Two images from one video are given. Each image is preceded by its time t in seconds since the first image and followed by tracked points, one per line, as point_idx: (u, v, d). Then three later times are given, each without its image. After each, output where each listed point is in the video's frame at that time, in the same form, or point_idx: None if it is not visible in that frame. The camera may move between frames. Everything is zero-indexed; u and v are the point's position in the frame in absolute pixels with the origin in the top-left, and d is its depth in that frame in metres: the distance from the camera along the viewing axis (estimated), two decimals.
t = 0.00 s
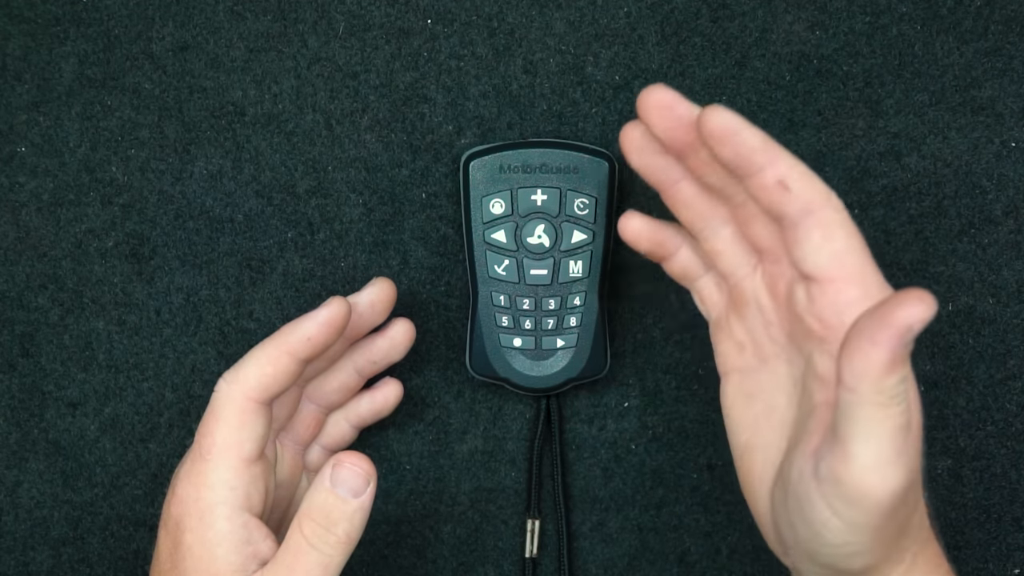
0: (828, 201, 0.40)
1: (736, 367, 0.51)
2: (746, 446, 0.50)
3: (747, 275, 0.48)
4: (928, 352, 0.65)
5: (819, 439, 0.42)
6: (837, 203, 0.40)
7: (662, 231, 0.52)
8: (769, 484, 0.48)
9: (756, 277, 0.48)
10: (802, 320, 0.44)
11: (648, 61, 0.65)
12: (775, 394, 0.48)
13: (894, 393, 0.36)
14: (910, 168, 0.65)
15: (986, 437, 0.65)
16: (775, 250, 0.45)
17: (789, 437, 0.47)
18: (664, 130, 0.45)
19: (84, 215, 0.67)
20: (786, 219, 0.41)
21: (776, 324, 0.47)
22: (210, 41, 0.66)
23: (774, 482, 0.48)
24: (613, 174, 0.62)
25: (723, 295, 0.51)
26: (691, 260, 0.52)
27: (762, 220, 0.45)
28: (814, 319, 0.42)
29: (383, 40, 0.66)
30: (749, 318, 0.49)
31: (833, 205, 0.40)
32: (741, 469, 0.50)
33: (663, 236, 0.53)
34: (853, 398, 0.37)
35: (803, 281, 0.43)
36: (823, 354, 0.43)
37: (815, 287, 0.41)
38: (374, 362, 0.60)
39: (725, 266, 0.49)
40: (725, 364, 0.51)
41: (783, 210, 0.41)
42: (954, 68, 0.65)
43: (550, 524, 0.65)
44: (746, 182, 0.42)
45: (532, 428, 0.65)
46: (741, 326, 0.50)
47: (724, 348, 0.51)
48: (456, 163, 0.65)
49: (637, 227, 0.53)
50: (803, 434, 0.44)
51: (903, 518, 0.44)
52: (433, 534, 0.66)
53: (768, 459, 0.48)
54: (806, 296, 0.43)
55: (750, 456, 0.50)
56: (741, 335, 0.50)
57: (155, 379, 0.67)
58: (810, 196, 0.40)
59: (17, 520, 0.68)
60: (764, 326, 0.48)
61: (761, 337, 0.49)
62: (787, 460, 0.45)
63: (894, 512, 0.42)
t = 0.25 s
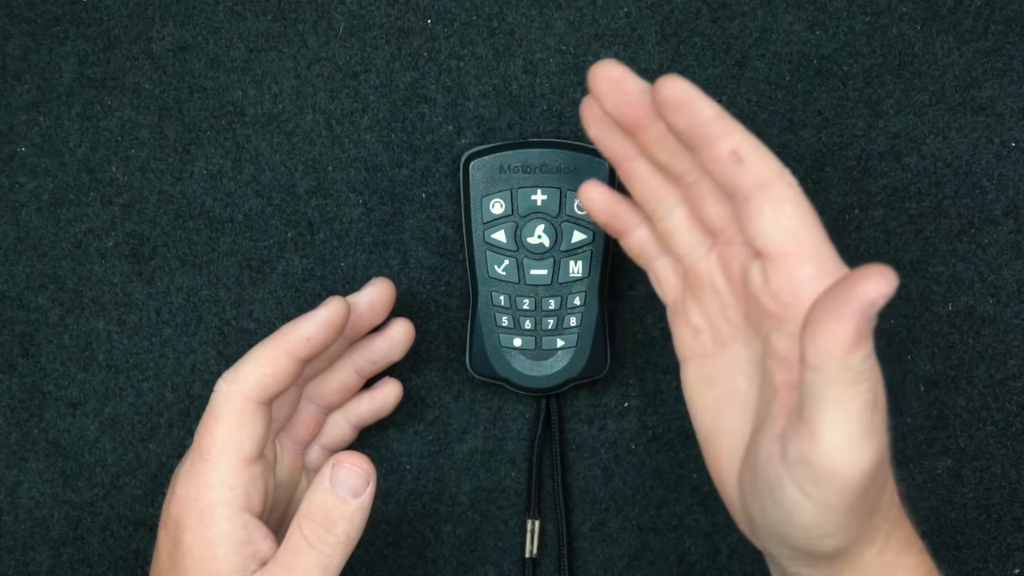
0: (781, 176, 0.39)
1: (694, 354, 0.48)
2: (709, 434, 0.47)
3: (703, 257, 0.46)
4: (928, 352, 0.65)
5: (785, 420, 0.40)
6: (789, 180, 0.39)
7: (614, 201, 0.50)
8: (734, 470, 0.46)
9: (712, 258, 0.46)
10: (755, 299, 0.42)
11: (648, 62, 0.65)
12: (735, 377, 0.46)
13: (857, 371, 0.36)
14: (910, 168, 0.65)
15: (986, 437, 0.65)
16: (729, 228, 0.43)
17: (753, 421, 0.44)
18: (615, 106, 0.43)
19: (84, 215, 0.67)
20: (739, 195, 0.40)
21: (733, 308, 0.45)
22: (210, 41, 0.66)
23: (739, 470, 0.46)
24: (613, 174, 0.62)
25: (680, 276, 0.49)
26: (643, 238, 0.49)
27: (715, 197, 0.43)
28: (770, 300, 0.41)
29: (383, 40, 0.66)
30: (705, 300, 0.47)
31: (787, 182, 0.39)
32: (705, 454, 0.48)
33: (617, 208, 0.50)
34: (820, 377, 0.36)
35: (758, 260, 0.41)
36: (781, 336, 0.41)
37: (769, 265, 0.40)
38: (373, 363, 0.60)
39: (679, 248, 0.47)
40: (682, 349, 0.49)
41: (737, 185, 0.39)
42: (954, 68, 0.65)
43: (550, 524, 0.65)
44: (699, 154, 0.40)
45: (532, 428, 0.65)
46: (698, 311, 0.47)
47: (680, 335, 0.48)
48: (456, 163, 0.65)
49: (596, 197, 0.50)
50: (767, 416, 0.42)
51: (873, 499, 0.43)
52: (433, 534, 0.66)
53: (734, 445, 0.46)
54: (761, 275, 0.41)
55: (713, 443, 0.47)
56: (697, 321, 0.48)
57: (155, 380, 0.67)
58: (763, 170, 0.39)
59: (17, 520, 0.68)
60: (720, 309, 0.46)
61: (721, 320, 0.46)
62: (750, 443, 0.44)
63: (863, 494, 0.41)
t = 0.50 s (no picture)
0: (726, 272, 0.39)
1: (658, 448, 0.49)
2: (676, 523, 0.49)
3: (657, 355, 0.47)
4: (928, 352, 0.65)
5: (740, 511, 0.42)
6: (735, 275, 0.40)
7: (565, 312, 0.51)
8: (703, 561, 0.47)
9: (667, 357, 0.47)
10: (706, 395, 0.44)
11: (648, 62, 0.65)
12: (695, 468, 0.47)
13: (801, 461, 0.37)
14: (910, 168, 0.65)
15: (986, 437, 0.65)
16: (681, 327, 0.44)
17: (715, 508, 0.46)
18: (556, 223, 0.44)
19: (84, 215, 0.67)
20: (687, 296, 0.40)
21: (689, 403, 0.46)
22: (210, 41, 0.66)
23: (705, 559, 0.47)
24: (613, 174, 0.62)
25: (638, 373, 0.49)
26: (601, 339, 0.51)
27: (662, 299, 0.44)
28: (724, 394, 0.41)
29: (383, 40, 0.66)
30: (663, 396, 0.48)
31: (733, 278, 0.39)
32: (675, 542, 0.49)
33: (569, 315, 0.51)
34: (767, 471, 0.38)
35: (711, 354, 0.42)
36: (736, 430, 0.42)
37: (721, 358, 0.40)
38: (371, 362, 0.60)
39: (634, 349, 0.48)
40: (648, 440, 0.50)
41: (683, 288, 0.40)
42: (954, 69, 0.65)
43: (550, 524, 0.65)
44: (645, 261, 0.40)
45: (532, 428, 0.65)
46: (657, 407, 0.48)
47: (643, 431, 0.50)
48: (456, 163, 0.65)
49: (546, 308, 0.51)
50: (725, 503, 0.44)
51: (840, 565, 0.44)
52: (433, 534, 0.66)
53: (699, 534, 0.47)
54: (712, 370, 0.42)
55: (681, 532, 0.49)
56: (657, 416, 0.49)
57: (155, 380, 0.67)
58: (702, 275, 0.39)
59: (17, 520, 0.68)
60: (679, 403, 0.47)
61: (679, 414, 0.47)
62: (714, 531, 0.45)
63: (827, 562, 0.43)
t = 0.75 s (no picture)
0: (886, 236, 0.45)
1: (779, 406, 0.52)
2: (784, 481, 0.51)
3: (800, 314, 0.51)
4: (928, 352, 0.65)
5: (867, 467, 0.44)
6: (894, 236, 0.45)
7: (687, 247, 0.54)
8: (811, 514, 0.49)
9: (809, 316, 0.51)
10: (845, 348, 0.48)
11: (648, 62, 0.65)
12: (817, 428, 0.50)
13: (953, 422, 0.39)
14: (910, 168, 0.65)
15: (986, 437, 0.65)
16: (830, 286, 0.49)
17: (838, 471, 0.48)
18: (730, 165, 0.49)
19: (84, 215, 0.67)
20: (845, 257, 0.46)
21: (821, 360, 0.50)
22: (210, 41, 0.66)
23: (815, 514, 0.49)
24: (613, 174, 0.62)
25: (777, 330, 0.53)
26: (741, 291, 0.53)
27: (820, 255, 0.49)
28: (866, 352, 0.47)
29: (382, 40, 0.66)
30: (797, 357, 0.51)
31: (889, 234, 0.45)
32: (778, 503, 0.52)
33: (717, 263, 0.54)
34: (916, 427, 0.39)
35: (856, 315, 0.47)
36: (872, 388, 0.46)
37: (869, 318, 0.46)
38: (372, 362, 0.60)
39: (778, 306, 0.52)
40: (767, 401, 0.53)
41: (838, 243, 0.46)
42: (954, 69, 0.65)
43: (550, 524, 0.65)
44: (811, 212, 0.46)
45: (532, 428, 0.65)
46: (787, 367, 0.52)
47: (766, 389, 0.53)
48: (456, 163, 0.65)
49: (693, 257, 0.53)
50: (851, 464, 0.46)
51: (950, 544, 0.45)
52: (433, 534, 0.66)
53: (809, 491, 0.50)
54: (858, 330, 0.47)
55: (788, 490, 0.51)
56: (785, 375, 0.52)
57: (155, 380, 0.67)
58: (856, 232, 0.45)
59: (17, 520, 0.68)
60: (813, 364, 0.51)
61: (811, 374, 0.51)
62: (836, 492, 0.46)
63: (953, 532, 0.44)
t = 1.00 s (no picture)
0: (890, 212, 0.45)
1: (779, 383, 0.52)
2: (784, 459, 0.51)
3: (801, 290, 0.51)
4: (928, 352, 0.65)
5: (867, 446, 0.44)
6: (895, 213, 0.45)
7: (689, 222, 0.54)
8: (810, 493, 0.49)
9: (809, 292, 0.51)
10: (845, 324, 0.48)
11: (648, 62, 0.65)
12: (818, 407, 0.50)
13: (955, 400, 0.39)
14: (910, 168, 0.65)
15: (986, 437, 0.65)
16: (832, 263, 0.49)
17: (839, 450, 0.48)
18: (733, 139, 0.49)
19: (84, 215, 0.67)
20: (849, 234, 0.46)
21: (822, 337, 0.50)
22: (210, 41, 0.66)
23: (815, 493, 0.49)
24: (613, 174, 0.62)
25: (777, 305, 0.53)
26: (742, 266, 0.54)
27: (822, 231, 0.49)
28: (868, 330, 0.46)
29: (382, 40, 0.66)
30: (798, 333, 0.51)
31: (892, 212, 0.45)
32: (779, 481, 0.52)
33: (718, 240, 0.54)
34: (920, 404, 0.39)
35: (859, 292, 0.47)
36: (873, 366, 0.46)
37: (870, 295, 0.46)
38: (371, 363, 0.60)
39: (778, 281, 0.52)
40: (767, 378, 0.53)
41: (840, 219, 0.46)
42: (954, 69, 0.65)
43: (550, 524, 0.65)
44: (814, 187, 0.46)
45: (532, 429, 0.65)
46: (787, 344, 0.52)
47: (767, 366, 0.53)
48: (456, 163, 0.65)
49: (694, 233, 0.54)
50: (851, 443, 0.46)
51: (948, 524, 0.45)
52: (433, 534, 0.66)
53: (809, 469, 0.50)
54: (860, 308, 0.47)
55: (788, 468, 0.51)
56: (785, 351, 0.52)
57: (155, 380, 0.67)
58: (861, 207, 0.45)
59: (17, 520, 0.68)
60: (813, 341, 0.51)
61: (812, 351, 0.51)
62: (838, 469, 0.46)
63: (951, 510, 0.44)
